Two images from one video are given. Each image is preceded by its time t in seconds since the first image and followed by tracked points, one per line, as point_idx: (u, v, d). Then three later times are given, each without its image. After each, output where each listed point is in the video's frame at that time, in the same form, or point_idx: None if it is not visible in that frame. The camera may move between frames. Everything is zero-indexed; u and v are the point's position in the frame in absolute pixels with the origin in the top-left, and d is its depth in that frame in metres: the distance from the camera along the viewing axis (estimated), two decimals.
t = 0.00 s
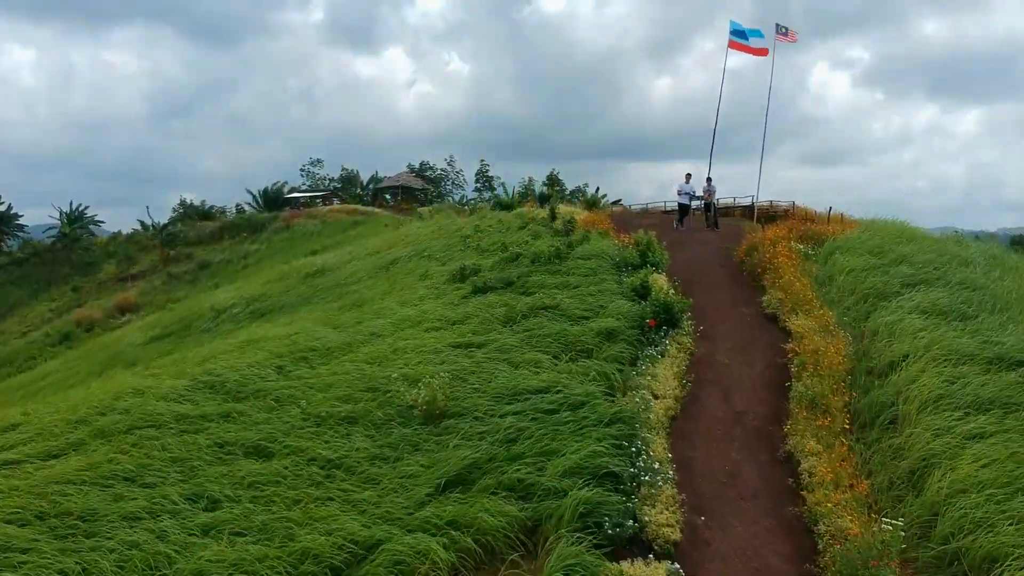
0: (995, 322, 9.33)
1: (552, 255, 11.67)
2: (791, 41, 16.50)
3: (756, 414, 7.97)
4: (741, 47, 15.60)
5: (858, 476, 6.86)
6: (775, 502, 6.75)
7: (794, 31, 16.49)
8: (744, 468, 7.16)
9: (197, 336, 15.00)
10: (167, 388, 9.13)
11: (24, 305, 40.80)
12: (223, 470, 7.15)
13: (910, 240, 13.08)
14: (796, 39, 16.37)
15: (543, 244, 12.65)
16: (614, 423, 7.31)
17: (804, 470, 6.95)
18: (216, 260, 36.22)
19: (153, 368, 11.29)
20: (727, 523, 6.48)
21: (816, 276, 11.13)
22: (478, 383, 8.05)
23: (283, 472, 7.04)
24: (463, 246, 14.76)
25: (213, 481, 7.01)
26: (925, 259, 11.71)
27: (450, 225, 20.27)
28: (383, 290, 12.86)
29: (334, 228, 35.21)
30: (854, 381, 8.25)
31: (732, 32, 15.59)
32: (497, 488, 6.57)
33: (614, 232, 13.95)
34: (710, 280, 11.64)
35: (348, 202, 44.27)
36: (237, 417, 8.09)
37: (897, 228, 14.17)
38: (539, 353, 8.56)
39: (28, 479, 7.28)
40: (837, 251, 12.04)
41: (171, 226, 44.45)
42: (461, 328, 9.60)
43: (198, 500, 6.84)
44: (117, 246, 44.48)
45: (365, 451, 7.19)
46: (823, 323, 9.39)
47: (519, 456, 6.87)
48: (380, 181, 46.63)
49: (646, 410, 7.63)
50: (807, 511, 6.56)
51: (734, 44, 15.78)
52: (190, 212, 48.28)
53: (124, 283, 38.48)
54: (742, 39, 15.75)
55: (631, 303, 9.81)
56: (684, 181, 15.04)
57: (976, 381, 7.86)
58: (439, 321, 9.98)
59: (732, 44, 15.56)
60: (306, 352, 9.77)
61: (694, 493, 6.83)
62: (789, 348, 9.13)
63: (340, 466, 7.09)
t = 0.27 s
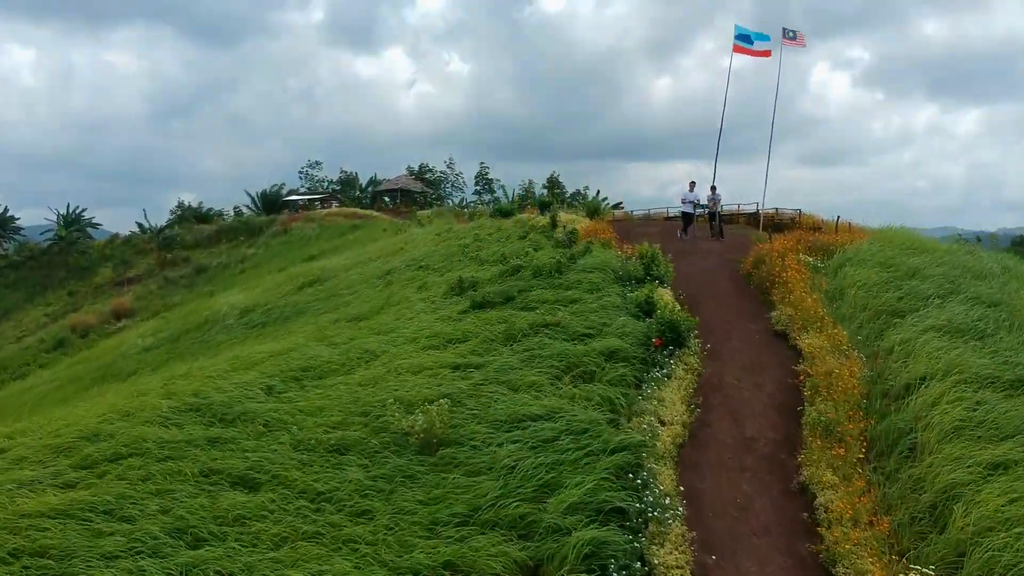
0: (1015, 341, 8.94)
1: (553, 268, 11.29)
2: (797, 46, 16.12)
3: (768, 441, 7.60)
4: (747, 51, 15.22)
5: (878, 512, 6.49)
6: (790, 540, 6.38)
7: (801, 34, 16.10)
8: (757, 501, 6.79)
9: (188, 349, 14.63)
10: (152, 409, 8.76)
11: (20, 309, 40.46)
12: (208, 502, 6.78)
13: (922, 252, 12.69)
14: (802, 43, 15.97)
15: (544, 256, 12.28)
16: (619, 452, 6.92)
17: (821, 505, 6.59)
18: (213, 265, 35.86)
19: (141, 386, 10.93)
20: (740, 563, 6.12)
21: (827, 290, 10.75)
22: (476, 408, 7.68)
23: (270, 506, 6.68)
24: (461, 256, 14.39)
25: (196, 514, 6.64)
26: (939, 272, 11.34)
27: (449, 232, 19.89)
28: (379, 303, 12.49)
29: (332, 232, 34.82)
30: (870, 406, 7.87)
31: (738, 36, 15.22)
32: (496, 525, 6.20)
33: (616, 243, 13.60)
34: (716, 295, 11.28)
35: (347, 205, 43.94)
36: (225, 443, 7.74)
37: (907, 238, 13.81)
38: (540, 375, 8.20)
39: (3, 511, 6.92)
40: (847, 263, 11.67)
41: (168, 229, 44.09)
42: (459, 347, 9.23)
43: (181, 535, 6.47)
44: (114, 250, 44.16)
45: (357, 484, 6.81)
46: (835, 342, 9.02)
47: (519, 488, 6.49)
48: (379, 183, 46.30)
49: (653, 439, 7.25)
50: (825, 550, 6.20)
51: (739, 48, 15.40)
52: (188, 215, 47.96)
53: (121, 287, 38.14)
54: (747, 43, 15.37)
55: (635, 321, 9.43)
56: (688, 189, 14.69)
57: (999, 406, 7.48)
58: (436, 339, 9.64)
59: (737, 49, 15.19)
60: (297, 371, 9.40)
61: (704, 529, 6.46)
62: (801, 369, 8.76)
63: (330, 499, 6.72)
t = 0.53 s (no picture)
0: None
1: (555, 281, 10.92)
2: (804, 50, 15.74)
3: (780, 471, 7.25)
4: (753, 56, 14.84)
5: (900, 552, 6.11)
6: None
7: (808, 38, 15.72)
8: (770, 538, 6.43)
9: (180, 362, 14.29)
10: (136, 432, 8.41)
11: (15, 313, 40.13)
12: (189, 537, 6.42)
13: (934, 263, 12.32)
14: (809, 48, 15.60)
15: (545, 268, 11.92)
16: (624, 486, 6.55)
17: (839, 544, 6.22)
18: (210, 269, 35.52)
19: (128, 404, 10.57)
20: None
21: (839, 306, 10.38)
22: (474, 434, 7.32)
23: (255, 542, 6.32)
24: (460, 267, 14.02)
25: (177, 551, 6.28)
26: (954, 285, 10.95)
27: (448, 239, 19.52)
28: (375, 316, 12.13)
29: (330, 236, 34.49)
30: (887, 432, 7.51)
31: (744, 41, 14.85)
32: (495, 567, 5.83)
33: (619, 254, 13.25)
34: (722, 310, 10.92)
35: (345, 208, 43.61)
36: (210, 471, 7.38)
37: (918, 248, 13.45)
38: (541, 399, 7.84)
39: None
40: (858, 276, 11.30)
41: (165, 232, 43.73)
42: (457, 368, 8.86)
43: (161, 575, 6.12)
44: (111, 253, 43.85)
45: (347, 519, 6.44)
46: (848, 363, 8.66)
47: (519, 526, 6.12)
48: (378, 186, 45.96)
49: (660, 470, 6.89)
50: None
51: (745, 53, 15.03)
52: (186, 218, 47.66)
53: (117, 291, 37.79)
54: (753, 47, 15.00)
55: (640, 340, 9.07)
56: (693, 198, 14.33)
57: None
58: (433, 357, 9.28)
59: (743, 53, 14.83)
60: (288, 393, 9.04)
61: (714, 569, 6.10)
62: (813, 391, 8.39)
63: (319, 535, 6.36)
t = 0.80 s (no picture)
0: None
1: (555, 296, 10.53)
2: (811, 55, 15.38)
3: (793, 504, 6.87)
4: (759, 61, 14.48)
5: None
6: None
7: (815, 43, 15.36)
8: None
9: (170, 376, 13.90)
10: (116, 458, 8.02)
11: (10, 317, 39.74)
12: None
13: (947, 276, 11.93)
14: (817, 53, 15.24)
15: (545, 281, 11.53)
16: (630, 523, 6.16)
17: None
18: (206, 273, 35.15)
19: (113, 423, 10.19)
20: None
21: (851, 322, 9.99)
22: (471, 465, 6.93)
23: None
24: (458, 278, 13.63)
25: None
26: (969, 299, 10.55)
27: (446, 247, 19.14)
28: (369, 331, 11.74)
29: (328, 240, 34.14)
30: (906, 462, 7.11)
31: (749, 45, 14.48)
32: None
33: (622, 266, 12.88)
34: (729, 326, 10.55)
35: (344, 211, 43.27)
36: (191, 503, 6.99)
37: (929, 259, 13.07)
38: (541, 425, 7.45)
39: None
40: (869, 290, 10.91)
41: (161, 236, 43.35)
42: (453, 389, 8.47)
43: None
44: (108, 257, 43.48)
45: (335, 559, 6.05)
46: (862, 385, 8.27)
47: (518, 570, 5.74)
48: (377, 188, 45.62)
49: (667, 505, 6.50)
50: None
51: (751, 58, 14.67)
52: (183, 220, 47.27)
53: (113, 295, 37.42)
54: (759, 51, 14.64)
55: (644, 360, 8.68)
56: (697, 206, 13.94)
57: None
58: (428, 377, 8.90)
59: (748, 58, 14.46)
60: (277, 415, 8.65)
61: None
62: (827, 416, 8.01)
63: None
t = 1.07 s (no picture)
0: None
1: (556, 310, 10.14)
2: (818, 60, 15.03)
3: (808, 539, 6.48)
4: (765, 67, 14.12)
5: None
6: None
7: (821, 48, 15.01)
8: None
9: (160, 391, 13.51)
10: (94, 486, 7.63)
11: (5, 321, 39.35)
12: None
13: (961, 289, 11.55)
14: (824, 58, 14.90)
15: (545, 294, 11.14)
16: (636, 566, 5.77)
17: None
18: (203, 277, 34.77)
19: (96, 445, 9.79)
20: None
21: (864, 340, 9.61)
22: (466, 499, 6.54)
23: None
24: (455, 290, 13.25)
25: None
26: (986, 313, 10.13)
27: (444, 254, 18.78)
28: (363, 346, 11.36)
29: (326, 243, 33.80)
30: (927, 495, 6.72)
31: (755, 49, 14.14)
32: None
33: (625, 278, 12.51)
34: (736, 343, 10.17)
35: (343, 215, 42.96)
36: (169, 538, 6.59)
37: (941, 270, 12.69)
38: (541, 454, 7.06)
39: None
40: (882, 304, 10.52)
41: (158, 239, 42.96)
42: (449, 413, 8.08)
43: None
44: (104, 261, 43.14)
45: None
46: (878, 409, 7.89)
47: None
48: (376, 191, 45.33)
49: (675, 544, 6.11)
50: None
51: (756, 63, 14.31)
52: (181, 223, 46.94)
53: (108, 300, 37.02)
54: (766, 56, 14.28)
55: (649, 382, 8.28)
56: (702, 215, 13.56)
57: None
58: (422, 398, 8.52)
59: (754, 63, 14.11)
60: (265, 440, 8.25)
61: None
62: (841, 443, 7.63)
63: None
